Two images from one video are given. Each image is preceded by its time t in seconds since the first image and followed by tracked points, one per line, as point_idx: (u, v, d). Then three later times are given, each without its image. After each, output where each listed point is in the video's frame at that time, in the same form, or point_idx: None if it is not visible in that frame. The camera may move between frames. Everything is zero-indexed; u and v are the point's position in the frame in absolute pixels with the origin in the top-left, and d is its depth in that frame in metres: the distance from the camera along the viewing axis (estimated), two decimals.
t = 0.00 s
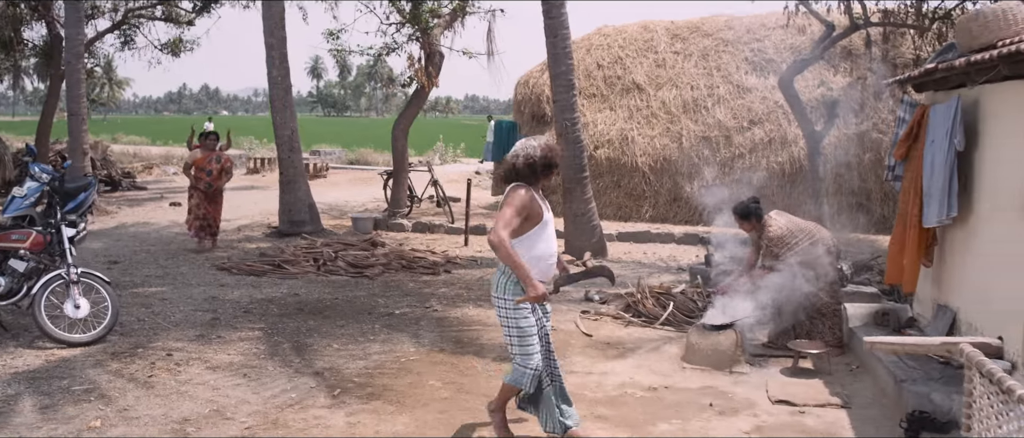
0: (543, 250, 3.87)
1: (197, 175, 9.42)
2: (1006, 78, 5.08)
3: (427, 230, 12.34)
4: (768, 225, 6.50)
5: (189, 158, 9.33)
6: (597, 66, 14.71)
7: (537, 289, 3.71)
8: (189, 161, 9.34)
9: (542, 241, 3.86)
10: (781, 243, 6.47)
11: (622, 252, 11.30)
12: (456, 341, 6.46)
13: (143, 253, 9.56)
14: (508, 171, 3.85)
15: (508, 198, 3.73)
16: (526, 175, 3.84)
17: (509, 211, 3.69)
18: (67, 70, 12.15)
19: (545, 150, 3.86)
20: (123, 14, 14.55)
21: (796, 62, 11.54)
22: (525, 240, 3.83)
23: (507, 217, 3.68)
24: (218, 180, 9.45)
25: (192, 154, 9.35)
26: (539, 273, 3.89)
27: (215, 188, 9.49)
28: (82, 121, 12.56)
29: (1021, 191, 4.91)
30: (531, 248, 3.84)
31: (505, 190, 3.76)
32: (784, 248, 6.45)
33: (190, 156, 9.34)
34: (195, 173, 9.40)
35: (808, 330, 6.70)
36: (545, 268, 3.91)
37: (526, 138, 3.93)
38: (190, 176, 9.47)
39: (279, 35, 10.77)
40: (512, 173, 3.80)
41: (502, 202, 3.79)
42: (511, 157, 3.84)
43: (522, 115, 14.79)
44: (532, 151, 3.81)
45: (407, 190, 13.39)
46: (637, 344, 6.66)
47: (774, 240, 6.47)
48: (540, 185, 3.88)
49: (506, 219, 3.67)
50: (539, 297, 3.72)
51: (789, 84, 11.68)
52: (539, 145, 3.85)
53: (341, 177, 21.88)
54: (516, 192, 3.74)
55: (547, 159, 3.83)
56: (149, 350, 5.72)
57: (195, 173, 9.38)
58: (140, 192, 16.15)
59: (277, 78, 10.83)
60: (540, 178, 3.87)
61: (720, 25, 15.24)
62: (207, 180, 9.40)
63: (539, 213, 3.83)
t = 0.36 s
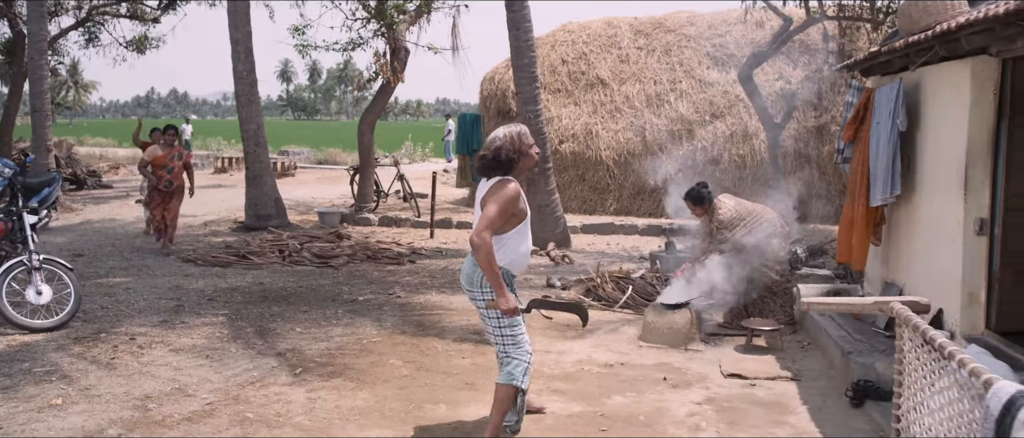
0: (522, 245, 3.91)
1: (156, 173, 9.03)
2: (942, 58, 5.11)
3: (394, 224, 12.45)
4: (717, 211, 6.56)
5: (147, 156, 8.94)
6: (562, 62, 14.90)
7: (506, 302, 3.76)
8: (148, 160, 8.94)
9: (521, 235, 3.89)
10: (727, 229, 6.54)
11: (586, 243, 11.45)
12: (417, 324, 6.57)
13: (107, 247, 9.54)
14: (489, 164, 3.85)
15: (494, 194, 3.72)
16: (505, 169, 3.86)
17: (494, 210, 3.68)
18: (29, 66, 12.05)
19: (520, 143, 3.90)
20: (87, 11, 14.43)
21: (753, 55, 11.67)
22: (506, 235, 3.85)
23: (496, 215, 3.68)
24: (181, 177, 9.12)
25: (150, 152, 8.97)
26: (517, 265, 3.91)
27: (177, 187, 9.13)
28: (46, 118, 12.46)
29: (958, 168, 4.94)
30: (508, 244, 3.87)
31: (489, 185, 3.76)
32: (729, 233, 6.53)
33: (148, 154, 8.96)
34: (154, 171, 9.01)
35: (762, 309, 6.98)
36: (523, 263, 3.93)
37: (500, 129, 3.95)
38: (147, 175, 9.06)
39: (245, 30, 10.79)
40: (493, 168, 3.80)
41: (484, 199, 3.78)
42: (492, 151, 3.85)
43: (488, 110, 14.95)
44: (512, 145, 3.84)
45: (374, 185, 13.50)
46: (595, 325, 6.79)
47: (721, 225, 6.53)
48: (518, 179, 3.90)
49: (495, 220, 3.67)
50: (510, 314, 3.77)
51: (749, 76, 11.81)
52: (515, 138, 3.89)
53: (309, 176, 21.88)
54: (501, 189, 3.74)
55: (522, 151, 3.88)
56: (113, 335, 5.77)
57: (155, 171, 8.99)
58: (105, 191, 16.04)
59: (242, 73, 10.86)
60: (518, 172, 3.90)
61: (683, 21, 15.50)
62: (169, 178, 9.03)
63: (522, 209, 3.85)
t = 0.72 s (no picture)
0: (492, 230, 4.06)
1: (132, 175, 8.44)
2: (896, 52, 5.19)
3: (370, 226, 12.53)
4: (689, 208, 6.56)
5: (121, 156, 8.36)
6: (538, 65, 15.09)
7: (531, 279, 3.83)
8: (123, 161, 8.35)
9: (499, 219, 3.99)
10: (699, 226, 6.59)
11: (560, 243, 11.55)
12: (388, 317, 6.65)
13: (81, 247, 9.54)
14: (464, 157, 3.89)
15: (475, 188, 3.79)
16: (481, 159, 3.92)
17: (478, 204, 3.77)
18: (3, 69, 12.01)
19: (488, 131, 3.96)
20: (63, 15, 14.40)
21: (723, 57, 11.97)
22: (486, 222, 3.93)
23: (483, 210, 3.78)
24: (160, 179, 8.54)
25: (125, 152, 8.38)
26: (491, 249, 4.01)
27: (155, 190, 8.55)
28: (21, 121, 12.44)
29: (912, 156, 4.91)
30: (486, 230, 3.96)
31: (468, 179, 3.82)
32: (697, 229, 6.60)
33: (122, 154, 8.36)
34: (131, 173, 8.42)
35: (729, 300, 7.04)
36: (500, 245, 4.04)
37: (469, 119, 3.99)
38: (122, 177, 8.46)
39: (221, 31, 10.82)
40: (467, 160, 3.86)
41: (464, 192, 3.85)
42: (464, 142, 3.89)
43: (464, 113, 15.08)
44: (482, 136, 3.89)
45: (350, 187, 13.57)
46: (565, 317, 6.89)
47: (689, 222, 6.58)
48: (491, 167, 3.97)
49: (483, 213, 3.78)
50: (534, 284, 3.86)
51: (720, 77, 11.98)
52: (484, 127, 3.94)
53: (288, 180, 21.92)
54: (481, 182, 3.81)
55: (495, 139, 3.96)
56: (85, 329, 5.82)
57: (131, 173, 8.41)
58: (82, 195, 16.00)
59: (218, 74, 10.90)
60: (490, 160, 3.96)
61: (656, 25, 15.73)
62: (147, 180, 8.45)
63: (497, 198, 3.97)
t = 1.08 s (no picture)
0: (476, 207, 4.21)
1: (140, 182, 7.84)
2: (876, 50, 5.31)
3: (364, 229, 12.59)
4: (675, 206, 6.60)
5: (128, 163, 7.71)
6: (532, 69, 15.21)
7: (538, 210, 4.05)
8: (130, 168, 7.73)
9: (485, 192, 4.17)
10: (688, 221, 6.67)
11: (554, 245, 11.61)
12: (379, 315, 6.72)
13: (76, 250, 9.58)
14: (441, 141, 4.05)
15: (466, 164, 3.95)
16: (458, 143, 4.09)
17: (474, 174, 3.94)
18: None
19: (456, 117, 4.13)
20: (60, 21, 14.48)
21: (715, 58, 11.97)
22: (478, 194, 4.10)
23: (479, 178, 3.94)
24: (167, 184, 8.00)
25: (132, 158, 7.75)
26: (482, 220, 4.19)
27: (163, 196, 7.95)
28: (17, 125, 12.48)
29: (893, 151, 4.95)
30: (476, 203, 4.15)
31: (454, 158, 3.97)
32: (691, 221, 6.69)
33: (130, 160, 7.73)
34: (139, 180, 7.81)
35: (717, 298, 7.01)
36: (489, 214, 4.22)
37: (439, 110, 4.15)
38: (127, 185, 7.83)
39: (215, 36, 10.89)
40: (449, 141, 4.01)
41: (454, 171, 4.00)
42: (441, 129, 4.05)
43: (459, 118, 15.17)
44: (456, 122, 4.05)
45: (345, 191, 13.65)
46: (555, 315, 6.95)
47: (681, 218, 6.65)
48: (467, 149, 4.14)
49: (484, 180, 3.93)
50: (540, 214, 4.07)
51: (711, 79, 12.07)
52: (452, 113, 4.10)
53: (283, 186, 22.00)
54: (468, 157, 3.97)
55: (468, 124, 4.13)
56: (77, 327, 5.86)
57: (140, 180, 7.80)
58: (78, 200, 16.06)
59: (213, 78, 10.98)
60: (464, 144, 4.12)
61: (649, 29, 15.85)
62: (157, 187, 7.88)
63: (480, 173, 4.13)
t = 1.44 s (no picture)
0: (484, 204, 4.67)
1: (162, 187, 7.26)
2: (873, 49, 5.36)
3: (369, 233, 12.63)
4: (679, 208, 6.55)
5: (149, 167, 7.18)
6: (536, 75, 15.27)
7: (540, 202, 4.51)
8: (151, 171, 7.18)
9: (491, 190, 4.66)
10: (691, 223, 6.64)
11: (557, 250, 11.62)
12: (380, 316, 6.75)
13: (82, 253, 9.66)
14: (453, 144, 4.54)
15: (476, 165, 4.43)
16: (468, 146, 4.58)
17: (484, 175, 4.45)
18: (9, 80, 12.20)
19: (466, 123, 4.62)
20: (69, 28, 14.62)
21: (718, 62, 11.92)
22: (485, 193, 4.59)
23: (487, 177, 4.42)
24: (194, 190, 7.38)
25: (152, 162, 7.20)
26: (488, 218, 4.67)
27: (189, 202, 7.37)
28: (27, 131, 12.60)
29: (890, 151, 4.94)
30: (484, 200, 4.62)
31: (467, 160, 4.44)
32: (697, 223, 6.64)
33: (150, 165, 7.20)
34: (160, 185, 7.23)
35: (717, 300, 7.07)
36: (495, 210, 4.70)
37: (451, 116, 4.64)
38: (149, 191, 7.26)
39: (222, 41, 10.98)
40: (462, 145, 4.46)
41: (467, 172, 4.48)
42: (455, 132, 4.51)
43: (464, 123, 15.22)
44: (467, 127, 4.52)
45: (350, 196, 13.72)
46: (555, 316, 6.97)
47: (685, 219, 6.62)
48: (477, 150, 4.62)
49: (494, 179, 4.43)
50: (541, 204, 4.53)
51: (714, 84, 12.08)
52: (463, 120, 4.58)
53: (290, 192, 22.09)
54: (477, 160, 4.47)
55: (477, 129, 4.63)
56: (80, 326, 5.92)
57: (161, 184, 7.21)
58: (86, 205, 16.19)
59: (219, 83, 11.06)
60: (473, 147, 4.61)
61: (654, 35, 15.90)
62: (181, 192, 7.27)
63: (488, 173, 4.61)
